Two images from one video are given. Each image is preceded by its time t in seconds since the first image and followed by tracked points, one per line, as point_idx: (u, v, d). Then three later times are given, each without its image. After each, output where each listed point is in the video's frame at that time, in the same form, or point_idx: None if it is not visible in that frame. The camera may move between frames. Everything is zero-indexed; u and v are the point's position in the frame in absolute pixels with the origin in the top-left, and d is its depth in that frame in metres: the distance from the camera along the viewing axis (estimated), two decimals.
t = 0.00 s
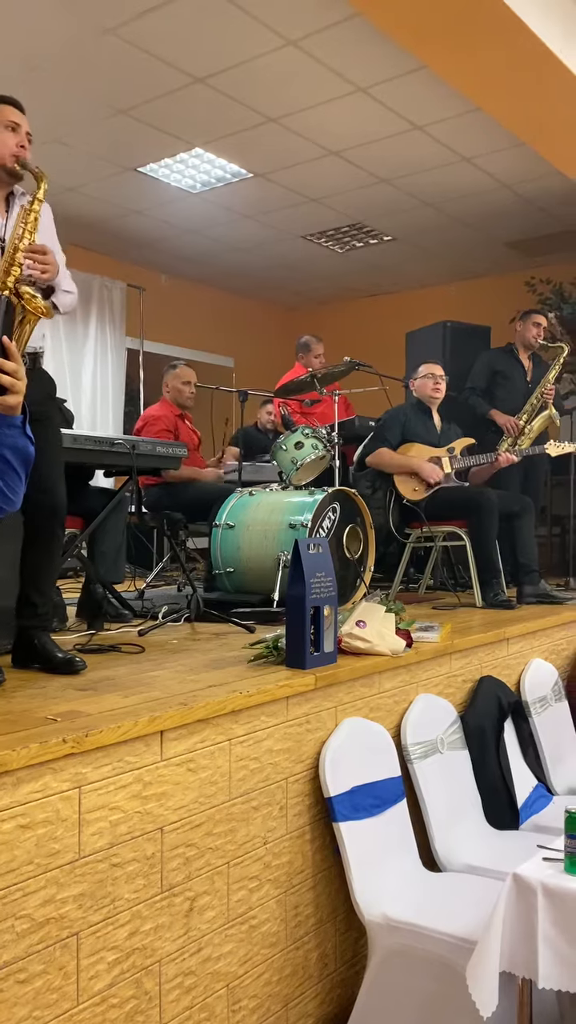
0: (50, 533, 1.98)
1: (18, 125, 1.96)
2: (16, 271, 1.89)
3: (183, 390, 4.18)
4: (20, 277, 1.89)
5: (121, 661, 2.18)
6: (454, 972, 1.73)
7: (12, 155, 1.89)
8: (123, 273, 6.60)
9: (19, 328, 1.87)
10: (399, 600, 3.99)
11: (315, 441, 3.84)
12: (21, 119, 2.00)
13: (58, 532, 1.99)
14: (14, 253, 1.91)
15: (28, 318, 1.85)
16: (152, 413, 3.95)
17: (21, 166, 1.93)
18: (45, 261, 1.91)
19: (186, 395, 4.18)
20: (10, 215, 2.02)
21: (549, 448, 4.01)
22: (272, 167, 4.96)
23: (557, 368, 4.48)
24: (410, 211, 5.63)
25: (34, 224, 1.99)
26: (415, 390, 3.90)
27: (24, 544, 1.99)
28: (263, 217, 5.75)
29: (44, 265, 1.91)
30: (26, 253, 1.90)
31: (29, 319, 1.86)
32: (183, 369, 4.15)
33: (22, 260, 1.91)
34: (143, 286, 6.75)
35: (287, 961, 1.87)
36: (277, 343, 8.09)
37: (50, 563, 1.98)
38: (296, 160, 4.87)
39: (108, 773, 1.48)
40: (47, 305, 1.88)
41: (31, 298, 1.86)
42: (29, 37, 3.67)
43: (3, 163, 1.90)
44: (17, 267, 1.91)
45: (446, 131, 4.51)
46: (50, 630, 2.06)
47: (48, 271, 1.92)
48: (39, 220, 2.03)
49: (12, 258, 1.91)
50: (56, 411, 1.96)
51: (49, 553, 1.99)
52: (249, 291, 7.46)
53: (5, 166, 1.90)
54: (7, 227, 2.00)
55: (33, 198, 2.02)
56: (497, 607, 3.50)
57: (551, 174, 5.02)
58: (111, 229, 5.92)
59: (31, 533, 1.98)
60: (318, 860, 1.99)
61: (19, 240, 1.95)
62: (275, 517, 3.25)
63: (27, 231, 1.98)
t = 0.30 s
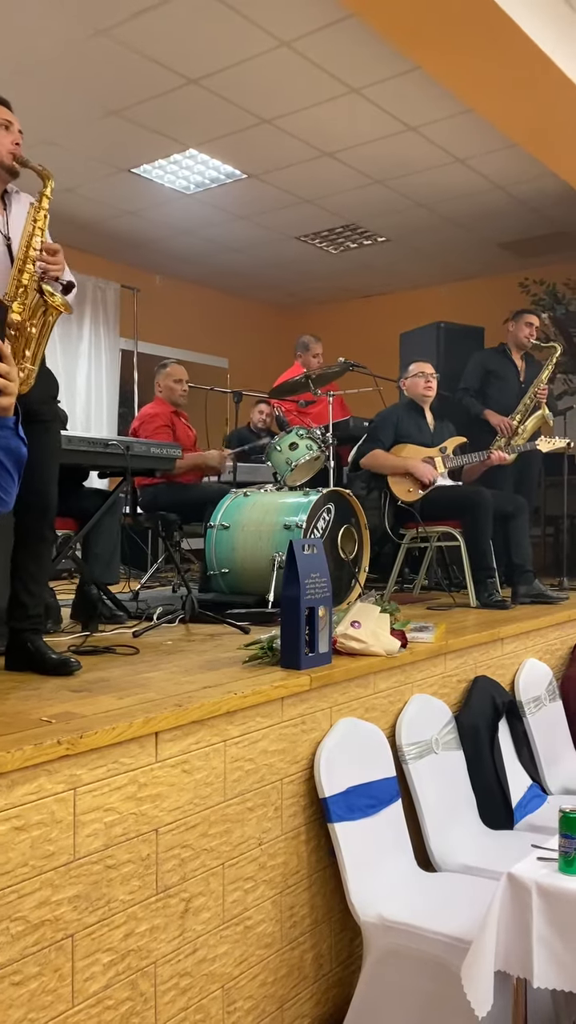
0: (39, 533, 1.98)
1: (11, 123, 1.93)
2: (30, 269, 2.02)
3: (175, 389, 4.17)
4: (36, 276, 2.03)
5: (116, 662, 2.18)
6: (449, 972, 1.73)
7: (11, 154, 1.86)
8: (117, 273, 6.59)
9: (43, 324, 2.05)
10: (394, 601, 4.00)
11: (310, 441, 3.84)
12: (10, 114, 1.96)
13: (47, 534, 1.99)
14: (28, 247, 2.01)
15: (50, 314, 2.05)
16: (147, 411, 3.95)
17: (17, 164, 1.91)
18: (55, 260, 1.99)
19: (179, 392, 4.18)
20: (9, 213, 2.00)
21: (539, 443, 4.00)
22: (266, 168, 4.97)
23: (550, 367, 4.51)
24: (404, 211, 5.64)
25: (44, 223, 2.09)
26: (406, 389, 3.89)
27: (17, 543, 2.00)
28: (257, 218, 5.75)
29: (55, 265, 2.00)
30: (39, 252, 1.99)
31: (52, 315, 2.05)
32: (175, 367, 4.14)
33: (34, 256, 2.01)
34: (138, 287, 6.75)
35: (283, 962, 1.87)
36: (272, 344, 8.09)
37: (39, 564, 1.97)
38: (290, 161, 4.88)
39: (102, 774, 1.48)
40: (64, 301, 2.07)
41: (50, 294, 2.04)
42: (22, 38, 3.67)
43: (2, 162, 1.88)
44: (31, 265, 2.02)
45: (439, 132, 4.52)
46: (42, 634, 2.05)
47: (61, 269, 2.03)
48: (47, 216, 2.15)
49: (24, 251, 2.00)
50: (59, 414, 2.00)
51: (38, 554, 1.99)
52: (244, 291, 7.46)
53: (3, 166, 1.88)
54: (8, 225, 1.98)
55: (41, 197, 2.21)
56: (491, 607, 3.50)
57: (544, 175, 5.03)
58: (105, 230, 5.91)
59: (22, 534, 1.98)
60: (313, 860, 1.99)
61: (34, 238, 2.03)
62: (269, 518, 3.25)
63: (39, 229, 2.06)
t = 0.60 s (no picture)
0: (44, 534, 1.99)
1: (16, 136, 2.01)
2: (43, 280, 2.04)
3: (175, 391, 4.16)
4: (47, 285, 2.05)
5: (113, 663, 2.18)
6: (445, 972, 1.74)
7: (20, 167, 1.96)
8: (113, 274, 6.58)
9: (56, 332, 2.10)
10: (390, 601, 4.00)
11: (306, 442, 3.84)
12: (16, 128, 2.03)
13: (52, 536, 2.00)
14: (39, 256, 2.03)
15: (63, 323, 2.11)
16: (143, 412, 3.95)
17: (27, 176, 1.98)
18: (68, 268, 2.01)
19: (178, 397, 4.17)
20: (18, 223, 2.01)
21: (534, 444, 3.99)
22: (261, 168, 4.97)
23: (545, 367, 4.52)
24: (400, 212, 5.64)
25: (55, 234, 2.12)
26: (400, 390, 3.90)
27: (21, 544, 2.01)
28: (253, 219, 5.75)
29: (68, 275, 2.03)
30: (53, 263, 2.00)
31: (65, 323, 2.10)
32: (175, 370, 4.14)
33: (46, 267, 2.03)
34: (134, 288, 6.74)
35: (279, 962, 1.87)
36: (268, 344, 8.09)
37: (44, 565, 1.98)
38: (286, 162, 4.88)
39: (98, 775, 1.48)
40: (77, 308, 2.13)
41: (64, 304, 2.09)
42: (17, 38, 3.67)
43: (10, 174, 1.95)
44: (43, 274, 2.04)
45: (435, 133, 4.52)
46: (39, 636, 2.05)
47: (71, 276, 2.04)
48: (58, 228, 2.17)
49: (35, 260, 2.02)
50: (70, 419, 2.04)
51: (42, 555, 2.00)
52: (240, 291, 7.46)
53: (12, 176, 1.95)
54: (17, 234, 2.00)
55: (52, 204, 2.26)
56: (487, 608, 3.50)
57: (539, 176, 5.04)
58: (101, 231, 5.91)
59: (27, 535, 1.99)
60: (309, 860, 1.99)
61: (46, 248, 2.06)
62: (266, 518, 3.25)
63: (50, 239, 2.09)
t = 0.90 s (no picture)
0: (40, 533, 1.99)
1: (42, 142, 2.02)
2: (57, 280, 2.07)
3: (168, 390, 4.14)
4: (60, 286, 2.08)
5: (112, 663, 2.18)
6: (445, 972, 1.73)
7: (43, 174, 2.00)
8: (112, 274, 6.58)
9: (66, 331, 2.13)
10: (389, 600, 4.00)
11: (305, 442, 3.84)
12: (42, 136, 2.04)
13: (47, 536, 2.00)
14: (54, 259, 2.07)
15: (74, 322, 2.16)
16: (142, 412, 3.95)
17: (47, 183, 2.02)
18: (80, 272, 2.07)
19: (173, 395, 4.16)
20: (35, 225, 2.02)
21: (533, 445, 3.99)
22: (260, 169, 4.97)
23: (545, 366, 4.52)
24: (399, 212, 5.64)
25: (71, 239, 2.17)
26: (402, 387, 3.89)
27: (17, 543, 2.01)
28: (252, 219, 5.76)
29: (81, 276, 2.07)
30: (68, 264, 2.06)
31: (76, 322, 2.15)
32: (166, 369, 4.11)
33: (60, 268, 2.06)
34: (132, 288, 6.74)
35: (278, 962, 1.87)
36: (267, 344, 8.09)
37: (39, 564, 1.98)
38: (284, 163, 4.89)
39: (97, 775, 1.48)
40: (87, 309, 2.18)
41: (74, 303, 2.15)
42: (16, 38, 3.66)
43: (33, 178, 1.98)
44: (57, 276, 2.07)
45: (434, 133, 4.53)
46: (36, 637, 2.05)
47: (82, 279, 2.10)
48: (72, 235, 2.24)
49: (50, 262, 2.05)
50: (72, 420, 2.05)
51: (38, 555, 2.00)
52: (239, 291, 7.46)
53: (33, 182, 1.98)
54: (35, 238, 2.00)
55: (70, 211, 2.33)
56: (486, 607, 3.50)
57: (538, 175, 5.04)
58: (100, 230, 5.90)
59: (24, 533, 1.99)
60: (308, 860, 1.99)
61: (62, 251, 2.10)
62: (264, 518, 3.25)
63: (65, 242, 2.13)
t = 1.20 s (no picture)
0: (46, 533, 1.98)
1: (55, 148, 2.05)
2: (61, 285, 2.07)
3: (175, 392, 4.13)
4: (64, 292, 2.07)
5: (115, 663, 2.18)
6: (448, 972, 1.74)
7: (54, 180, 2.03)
8: (114, 274, 6.58)
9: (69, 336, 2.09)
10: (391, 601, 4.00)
11: (308, 442, 3.84)
12: (58, 141, 2.06)
13: (54, 536, 1.99)
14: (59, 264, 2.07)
15: (76, 328, 2.11)
16: (143, 418, 3.96)
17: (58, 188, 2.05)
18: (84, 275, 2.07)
19: (179, 398, 4.14)
20: (46, 231, 2.04)
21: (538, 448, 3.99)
22: (262, 169, 4.97)
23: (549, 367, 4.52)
24: (401, 212, 5.64)
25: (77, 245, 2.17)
26: (410, 389, 3.89)
27: (24, 544, 2.01)
28: (255, 219, 5.76)
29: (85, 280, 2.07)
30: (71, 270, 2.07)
31: (77, 328, 2.11)
32: (176, 371, 4.11)
33: (65, 274, 2.07)
34: (135, 288, 6.74)
35: (281, 962, 1.87)
36: (269, 344, 8.09)
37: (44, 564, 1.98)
38: (285, 163, 4.89)
39: (100, 775, 1.48)
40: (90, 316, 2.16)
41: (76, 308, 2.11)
42: (18, 39, 3.67)
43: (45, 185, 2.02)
44: (61, 281, 2.07)
45: (436, 133, 4.53)
46: (40, 638, 2.05)
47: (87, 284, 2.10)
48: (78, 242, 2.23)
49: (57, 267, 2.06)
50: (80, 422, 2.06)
51: (43, 555, 1.99)
52: (241, 291, 7.46)
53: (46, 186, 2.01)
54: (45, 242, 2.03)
55: (77, 216, 2.34)
56: (489, 607, 3.50)
57: (541, 175, 5.04)
58: (102, 231, 5.91)
59: (30, 533, 1.99)
60: (311, 860, 1.99)
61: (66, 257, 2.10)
62: (267, 518, 3.25)
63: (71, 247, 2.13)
